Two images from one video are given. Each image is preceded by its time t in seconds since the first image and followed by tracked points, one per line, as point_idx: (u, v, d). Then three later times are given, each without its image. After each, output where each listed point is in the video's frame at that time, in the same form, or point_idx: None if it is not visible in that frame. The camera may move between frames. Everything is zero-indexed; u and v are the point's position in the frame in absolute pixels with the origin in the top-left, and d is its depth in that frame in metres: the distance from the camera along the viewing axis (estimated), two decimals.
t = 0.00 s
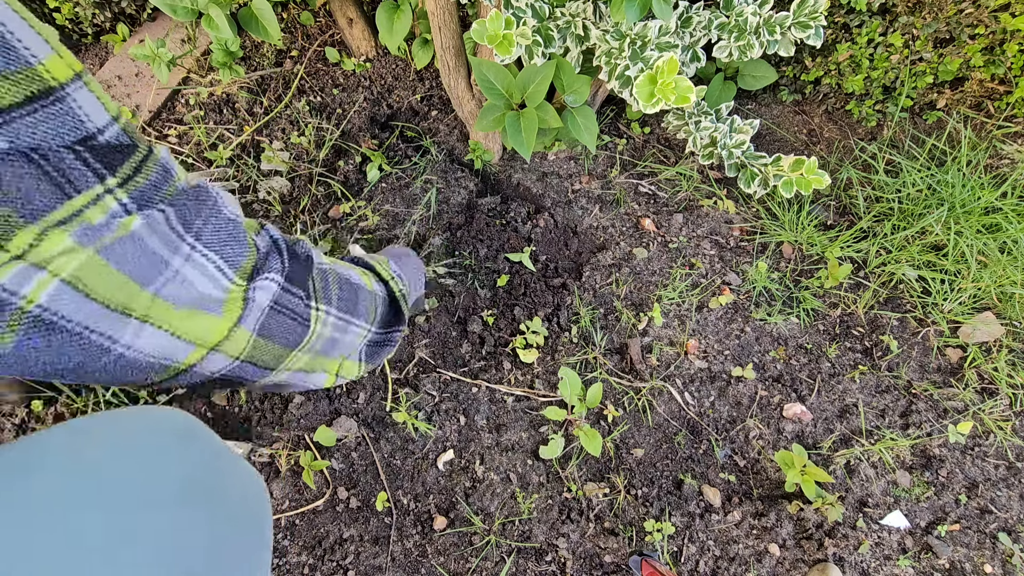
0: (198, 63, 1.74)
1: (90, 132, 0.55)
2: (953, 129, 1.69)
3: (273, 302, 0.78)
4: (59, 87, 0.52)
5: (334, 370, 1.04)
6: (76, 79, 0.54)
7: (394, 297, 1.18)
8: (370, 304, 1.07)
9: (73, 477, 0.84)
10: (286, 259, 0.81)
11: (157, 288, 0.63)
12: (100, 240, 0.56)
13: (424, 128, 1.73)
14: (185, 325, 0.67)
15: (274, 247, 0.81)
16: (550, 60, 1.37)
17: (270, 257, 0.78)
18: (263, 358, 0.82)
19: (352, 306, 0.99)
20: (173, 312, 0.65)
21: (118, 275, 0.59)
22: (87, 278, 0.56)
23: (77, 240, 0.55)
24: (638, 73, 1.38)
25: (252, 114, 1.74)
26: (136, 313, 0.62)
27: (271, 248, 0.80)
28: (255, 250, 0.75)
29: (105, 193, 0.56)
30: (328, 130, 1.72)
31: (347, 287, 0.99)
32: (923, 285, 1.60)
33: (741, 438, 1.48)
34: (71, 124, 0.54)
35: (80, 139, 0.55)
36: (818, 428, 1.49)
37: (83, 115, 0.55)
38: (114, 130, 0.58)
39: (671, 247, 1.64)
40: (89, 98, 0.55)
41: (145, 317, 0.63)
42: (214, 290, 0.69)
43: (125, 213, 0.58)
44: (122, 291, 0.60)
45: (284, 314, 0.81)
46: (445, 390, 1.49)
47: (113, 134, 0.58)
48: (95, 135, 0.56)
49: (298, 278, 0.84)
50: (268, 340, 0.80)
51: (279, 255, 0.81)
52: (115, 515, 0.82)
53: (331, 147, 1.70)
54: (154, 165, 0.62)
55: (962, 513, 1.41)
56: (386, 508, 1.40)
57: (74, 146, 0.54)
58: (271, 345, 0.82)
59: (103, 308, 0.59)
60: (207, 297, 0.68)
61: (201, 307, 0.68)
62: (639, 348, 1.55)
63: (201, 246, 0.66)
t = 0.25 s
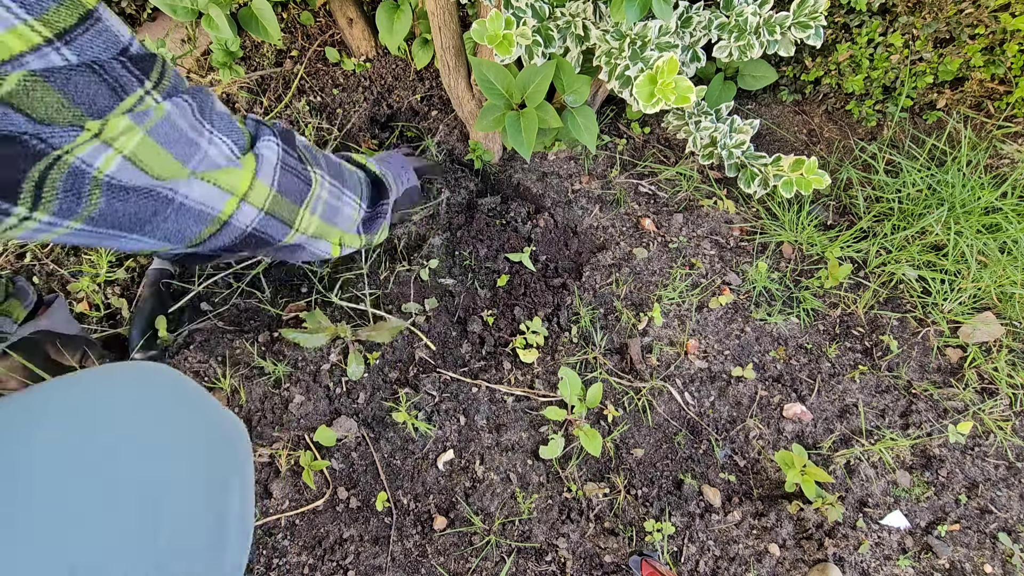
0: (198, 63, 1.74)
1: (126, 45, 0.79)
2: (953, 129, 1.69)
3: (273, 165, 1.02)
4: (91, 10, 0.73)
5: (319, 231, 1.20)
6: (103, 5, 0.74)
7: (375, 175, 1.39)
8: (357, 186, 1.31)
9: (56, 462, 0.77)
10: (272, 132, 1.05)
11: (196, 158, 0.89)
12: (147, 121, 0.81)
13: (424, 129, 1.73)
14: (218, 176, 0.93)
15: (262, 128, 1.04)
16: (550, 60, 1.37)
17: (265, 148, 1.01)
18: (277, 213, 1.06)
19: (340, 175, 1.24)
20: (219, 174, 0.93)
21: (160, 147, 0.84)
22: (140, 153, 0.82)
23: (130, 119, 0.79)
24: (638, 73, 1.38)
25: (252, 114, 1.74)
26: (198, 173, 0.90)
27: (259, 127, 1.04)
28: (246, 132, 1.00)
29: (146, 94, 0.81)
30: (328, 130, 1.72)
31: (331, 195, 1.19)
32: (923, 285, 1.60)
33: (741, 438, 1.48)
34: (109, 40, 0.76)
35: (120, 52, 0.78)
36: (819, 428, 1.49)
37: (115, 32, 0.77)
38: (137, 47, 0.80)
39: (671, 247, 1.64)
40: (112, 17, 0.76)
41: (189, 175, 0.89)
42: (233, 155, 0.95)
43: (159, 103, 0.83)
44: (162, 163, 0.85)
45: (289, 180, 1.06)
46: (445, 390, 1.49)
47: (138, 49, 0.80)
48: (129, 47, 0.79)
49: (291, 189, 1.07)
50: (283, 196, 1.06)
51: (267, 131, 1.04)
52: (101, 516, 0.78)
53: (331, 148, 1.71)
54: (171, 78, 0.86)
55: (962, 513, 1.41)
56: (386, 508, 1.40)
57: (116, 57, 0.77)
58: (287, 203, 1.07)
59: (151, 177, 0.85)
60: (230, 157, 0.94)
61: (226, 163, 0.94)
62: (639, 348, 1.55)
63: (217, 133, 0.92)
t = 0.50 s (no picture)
0: (198, 63, 1.74)
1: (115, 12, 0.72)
2: (953, 129, 1.69)
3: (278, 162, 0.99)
4: None
5: (315, 236, 1.19)
6: None
7: (355, 190, 1.46)
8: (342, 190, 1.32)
9: (43, 461, 0.80)
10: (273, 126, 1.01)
11: (201, 137, 0.83)
12: (149, 92, 0.75)
13: (424, 129, 1.73)
14: (221, 165, 0.88)
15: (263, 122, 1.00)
16: (550, 60, 1.37)
17: (272, 143, 0.98)
18: (282, 212, 1.04)
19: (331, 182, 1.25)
20: (218, 159, 0.87)
21: (165, 123, 0.78)
22: (145, 126, 0.76)
23: (131, 87, 0.73)
24: (638, 73, 1.38)
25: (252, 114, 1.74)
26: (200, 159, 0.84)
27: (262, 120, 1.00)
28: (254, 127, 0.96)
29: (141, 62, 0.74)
30: (328, 130, 1.72)
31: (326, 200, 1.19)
32: (923, 285, 1.60)
33: (741, 438, 1.48)
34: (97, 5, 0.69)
35: (110, 18, 0.71)
36: (818, 428, 1.49)
37: None
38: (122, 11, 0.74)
39: (671, 247, 1.64)
40: None
41: (194, 162, 0.84)
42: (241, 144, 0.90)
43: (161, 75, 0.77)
44: (171, 139, 0.79)
45: (289, 176, 1.04)
46: (445, 390, 1.49)
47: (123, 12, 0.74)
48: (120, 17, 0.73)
49: (293, 188, 1.05)
50: (286, 195, 1.03)
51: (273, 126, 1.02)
52: (90, 512, 0.81)
53: (331, 148, 1.71)
54: (165, 51, 0.79)
55: (962, 513, 1.41)
56: (386, 508, 1.40)
57: (108, 22, 0.70)
58: (291, 202, 1.05)
59: (160, 155, 0.79)
60: (235, 148, 0.89)
61: (233, 154, 0.89)
62: (639, 348, 1.54)
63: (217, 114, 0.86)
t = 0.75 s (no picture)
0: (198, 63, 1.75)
1: None
2: (953, 129, 1.69)
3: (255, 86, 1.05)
4: None
5: (318, 159, 1.23)
6: None
7: (375, 122, 1.48)
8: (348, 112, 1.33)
9: (44, 461, 0.79)
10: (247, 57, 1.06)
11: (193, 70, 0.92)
12: (148, 32, 0.83)
13: (424, 129, 1.74)
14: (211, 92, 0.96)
15: (239, 54, 1.05)
16: (550, 60, 1.37)
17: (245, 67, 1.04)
18: (274, 132, 1.09)
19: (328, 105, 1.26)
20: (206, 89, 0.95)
21: (163, 59, 0.86)
22: (146, 62, 0.84)
23: (135, 30, 0.81)
24: (638, 73, 1.38)
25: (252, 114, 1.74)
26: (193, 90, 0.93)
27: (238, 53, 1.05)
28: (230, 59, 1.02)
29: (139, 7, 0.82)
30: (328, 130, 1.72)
31: (325, 121, 1.22)
32: (923, 285, 1.60)
33: (741, 438, 1.48)
34: None
35: None
36: (819, 428, 1.49)
37: None
38: None
39: (671, 247, 1.64)
40: None
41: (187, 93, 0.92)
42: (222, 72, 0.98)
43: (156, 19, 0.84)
44: (169, 71, 0.88)
45: (271, 99, 1.08)
46: (445, 390, 1.49)
47: None
48: None
49: (277, 109, 1.09)
50: (271, 113, 1.08)
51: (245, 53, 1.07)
52: (91, 513, 0.79)
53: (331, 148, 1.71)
54: None
55: (962, 513, 1.41)
56: (386, 508, 1.40)
57: None
58: (280, 121, 1.10)
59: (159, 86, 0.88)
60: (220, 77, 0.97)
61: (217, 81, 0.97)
62: (639, 348, 1.54)
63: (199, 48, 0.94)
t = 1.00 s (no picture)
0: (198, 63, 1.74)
1: None
2: (953, 129, 1.69)
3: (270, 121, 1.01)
4: None
5: (323, 196, 1.22)
6: None
7: (380, 154, 1.50)
8: (357, 151, 1.33)
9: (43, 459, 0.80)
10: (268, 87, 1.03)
11: (195, 99, 0.87)
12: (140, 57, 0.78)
13: (424, 129, 1.74)
14: (215, 127, 0.91)
15: (258, 83, 1.02)
16: (550, 60, 1.37)
17: (265, 104, 1.00)
18: (282, 172, 1.07)
19: (339, 139, 1.25)
20: (211, 122, 0.90)
21: (158, 85, 0.81)
22: (138, 89, 0.79)
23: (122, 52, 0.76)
24: (638, 73, 1.38)
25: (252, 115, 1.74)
26: (191, 124, 0.88)
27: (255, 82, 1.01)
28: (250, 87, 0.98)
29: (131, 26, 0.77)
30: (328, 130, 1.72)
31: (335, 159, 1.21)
32: (923, 285, 1.60)
33: (741, 438, 1.48)
34: None
35: None
36: (818, 428, 1.49)
37: None
38: None
39: (671, 247, 1.64)
40: None
41: (187, 124, 0.87)
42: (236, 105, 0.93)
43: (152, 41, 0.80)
44: (166, 101, 0.83)
45: (286, 136, 1.05)
46: (445, 390, 1.49)
47: None
48: None
49: (291, 148, 1.07)
50: (283, 154, 1.05)
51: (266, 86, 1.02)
52: (91, 511, 0.81)
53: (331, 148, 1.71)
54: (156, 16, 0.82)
55: (962, 513, 1.41)
56: (386, 508, 1.40)
57: None
58: (290, 161, 1.08)
59: (156, 115, 0.83)
60: (230, 111, 0.92)
61: (227, 115, 0.92)
62: (639, 348, 1.54)
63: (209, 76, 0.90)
